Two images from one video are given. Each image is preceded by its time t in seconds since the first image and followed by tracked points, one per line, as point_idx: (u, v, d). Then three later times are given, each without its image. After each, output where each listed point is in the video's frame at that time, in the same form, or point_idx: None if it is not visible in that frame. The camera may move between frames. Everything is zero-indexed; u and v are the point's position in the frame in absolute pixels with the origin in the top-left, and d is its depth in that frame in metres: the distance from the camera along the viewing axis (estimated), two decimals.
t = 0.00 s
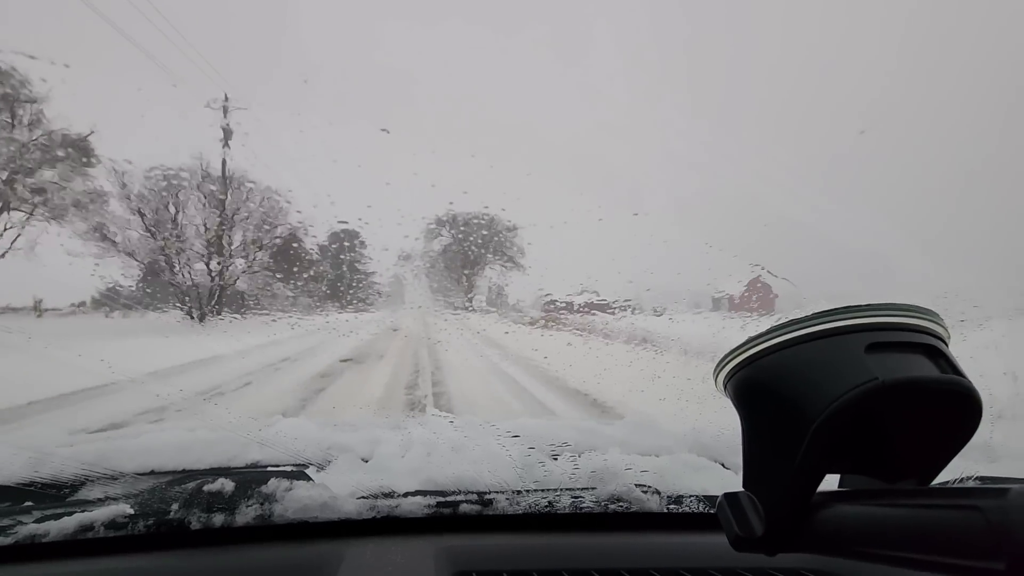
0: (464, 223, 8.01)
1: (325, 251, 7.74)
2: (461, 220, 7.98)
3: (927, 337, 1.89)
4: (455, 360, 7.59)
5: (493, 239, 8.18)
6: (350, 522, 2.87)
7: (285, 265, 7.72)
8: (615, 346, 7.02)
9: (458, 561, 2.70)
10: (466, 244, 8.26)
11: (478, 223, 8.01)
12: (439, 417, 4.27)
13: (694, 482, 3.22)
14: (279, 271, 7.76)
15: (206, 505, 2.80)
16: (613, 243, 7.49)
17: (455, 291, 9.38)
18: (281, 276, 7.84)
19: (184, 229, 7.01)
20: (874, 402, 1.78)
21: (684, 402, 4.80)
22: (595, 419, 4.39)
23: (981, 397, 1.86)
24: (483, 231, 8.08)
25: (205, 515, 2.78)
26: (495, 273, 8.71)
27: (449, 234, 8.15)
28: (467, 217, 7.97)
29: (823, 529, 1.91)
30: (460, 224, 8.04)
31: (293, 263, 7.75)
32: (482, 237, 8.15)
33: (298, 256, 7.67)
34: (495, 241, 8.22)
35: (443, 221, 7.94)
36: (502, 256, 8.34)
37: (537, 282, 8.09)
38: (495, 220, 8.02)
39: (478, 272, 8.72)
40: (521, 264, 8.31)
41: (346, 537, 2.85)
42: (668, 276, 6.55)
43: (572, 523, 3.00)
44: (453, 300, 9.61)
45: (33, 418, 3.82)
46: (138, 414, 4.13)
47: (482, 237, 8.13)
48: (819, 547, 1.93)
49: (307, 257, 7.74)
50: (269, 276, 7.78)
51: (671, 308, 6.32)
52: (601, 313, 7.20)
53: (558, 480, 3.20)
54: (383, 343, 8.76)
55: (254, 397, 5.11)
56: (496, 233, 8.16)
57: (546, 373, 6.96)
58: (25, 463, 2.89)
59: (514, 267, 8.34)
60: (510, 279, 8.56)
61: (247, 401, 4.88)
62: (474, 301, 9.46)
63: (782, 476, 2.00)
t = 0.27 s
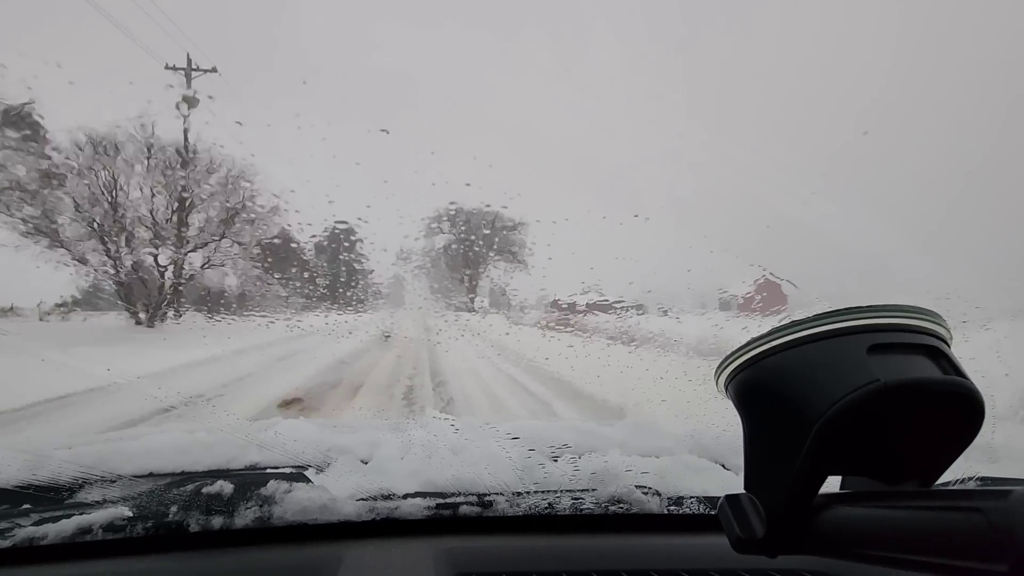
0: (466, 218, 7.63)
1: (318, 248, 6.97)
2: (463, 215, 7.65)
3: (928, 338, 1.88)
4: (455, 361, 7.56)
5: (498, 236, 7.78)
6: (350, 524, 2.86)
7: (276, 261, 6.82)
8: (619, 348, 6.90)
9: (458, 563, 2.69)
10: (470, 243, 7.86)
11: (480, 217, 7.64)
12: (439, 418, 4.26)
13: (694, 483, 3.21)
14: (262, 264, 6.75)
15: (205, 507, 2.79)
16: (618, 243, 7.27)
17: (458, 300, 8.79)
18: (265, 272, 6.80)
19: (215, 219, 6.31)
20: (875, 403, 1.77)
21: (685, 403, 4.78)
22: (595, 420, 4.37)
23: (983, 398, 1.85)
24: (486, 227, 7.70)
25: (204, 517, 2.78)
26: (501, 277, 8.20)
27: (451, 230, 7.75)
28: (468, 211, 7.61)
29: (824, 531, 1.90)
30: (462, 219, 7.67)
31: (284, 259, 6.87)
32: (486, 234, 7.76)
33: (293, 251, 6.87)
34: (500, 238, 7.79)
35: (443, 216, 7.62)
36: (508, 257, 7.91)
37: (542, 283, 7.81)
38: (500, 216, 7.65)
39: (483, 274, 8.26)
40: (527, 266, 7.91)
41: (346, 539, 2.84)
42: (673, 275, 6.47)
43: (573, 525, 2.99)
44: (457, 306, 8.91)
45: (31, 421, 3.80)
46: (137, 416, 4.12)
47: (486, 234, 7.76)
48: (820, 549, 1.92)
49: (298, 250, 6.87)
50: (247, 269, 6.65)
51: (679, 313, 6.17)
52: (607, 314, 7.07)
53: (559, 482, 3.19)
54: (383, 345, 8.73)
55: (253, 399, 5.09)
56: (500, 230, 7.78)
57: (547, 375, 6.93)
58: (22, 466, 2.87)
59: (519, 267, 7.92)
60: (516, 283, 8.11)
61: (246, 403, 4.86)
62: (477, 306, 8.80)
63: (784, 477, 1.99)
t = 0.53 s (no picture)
0: (470, 214, 7.52)
1: (314, 241, 6.93)
2: (467, 209, 7.51)
3: (930, 338, 1.87)
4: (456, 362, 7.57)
5: (501, 230, 7.71)
6: (348, 525, 2.85)
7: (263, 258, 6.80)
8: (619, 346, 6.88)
9: (457, 564, 2.68)
10: (473, 238, 7.79)
11: (484, 213, 7.53)
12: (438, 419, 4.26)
13: (694, 484, 3.20)
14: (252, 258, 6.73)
15: (202, 508, 2.78)
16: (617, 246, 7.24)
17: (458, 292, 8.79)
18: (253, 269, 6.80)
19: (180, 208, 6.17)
20: (876, 403, 1.76)
21: (686, 403, 4.78)
22: (595, 420, 4.37)
23: (985, 398, 1.84)
24: (490, 222, 7.63)
25: (202, 518, 2.77)
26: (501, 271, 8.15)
27: (454, 225, 7.65)
28: (473, 206, 7.48)
29: (825, 532, 1.89)
30: (466, 215, 7.55)
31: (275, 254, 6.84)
32: (489, 229, 7.68)
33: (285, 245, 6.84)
34: (504, 234, 7.72)
35: (448, 210, 7.42)
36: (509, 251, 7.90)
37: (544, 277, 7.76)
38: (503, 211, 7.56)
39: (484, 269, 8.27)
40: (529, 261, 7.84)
41: (345, 540, 2.83)
42: (671, 275, 6.43)
43: (572, 526, 2.97)
44: (459, 301, 8.95)
45: (29, 421, 3.80)
46: (135, 415, 4.11)
47: (489, 230, 7.68)
48: (821, 551, 1.91)
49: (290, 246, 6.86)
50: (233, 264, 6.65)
51: (686, 307, 6.08)
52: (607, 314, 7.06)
53: (558, 483, 3.18)
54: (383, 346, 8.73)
55: (252, 398, 5.09)
56: (503, 226, 7.70)
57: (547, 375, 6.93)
58: (19, 467, 2.86)
59: (523, 263, 7.86)
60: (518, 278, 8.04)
61: (246, 403, 4.87)
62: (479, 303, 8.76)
63: (784, 478, 1.98)
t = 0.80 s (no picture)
0: (474, 210, 7.43)
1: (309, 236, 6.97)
2: (471, 203, 7.36)
3: (929, 339, 1.87)
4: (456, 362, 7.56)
5: (505, 228, 7.64)
6: (348, 524, 2.85)
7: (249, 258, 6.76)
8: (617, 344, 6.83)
9: (457, 563, 2.69)
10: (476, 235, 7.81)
11: (488, 209, 7.43)
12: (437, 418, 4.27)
13: (693, 484, 3.21)
14: (240, 256, 6.69)
15: (202, 507, 2.78)
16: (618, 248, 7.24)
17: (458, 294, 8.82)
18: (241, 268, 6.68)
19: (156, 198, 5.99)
20: (876, 404, 1.77)
21: (686, 403, 4.78)
22: (595, 420, 4.37)
23: (984, 399, 1.85)
24: (494, 217, 7.54)
25: (202, 517, 2.77)
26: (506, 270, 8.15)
27: (456, 221, 7.59)
28: (478, 201, 7.33)
29: (824, 533, 1.89)
30: (469, 211, 7.45)
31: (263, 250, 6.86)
32: (493, 227, 7.65)
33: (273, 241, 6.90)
34: (509, 231, 7.68)
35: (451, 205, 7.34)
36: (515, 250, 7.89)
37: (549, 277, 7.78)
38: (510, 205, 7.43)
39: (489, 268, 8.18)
40: (536, 260, 7.83)
41: (345, 539, 2.83)
42: (671, 275, 6.43)
43: (571, 526, 2.98)
44: (461, 303, 8.94)
45: (29, 419, 3.80)
46: (136, 414, 4.11)
47: (493, 227, 7.64)
48: (820, 551, 1.92)
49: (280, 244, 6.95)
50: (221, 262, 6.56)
51: (686, 306, 6.14)
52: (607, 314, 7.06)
53: (557, 482, 3.19)
54: (383, 345, 8.73)
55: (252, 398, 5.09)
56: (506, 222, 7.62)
57: (547, 375, 6.94)
58: (18, 466, 2.86)
59: (530, 261, 7.87)
60: (520, 277, 8.11)
61: (246, 402, 4.87)
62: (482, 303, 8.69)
63: (783, 478, 1.99)
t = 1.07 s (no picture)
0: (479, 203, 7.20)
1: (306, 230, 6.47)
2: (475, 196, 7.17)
3: (929, 336, 1.87)
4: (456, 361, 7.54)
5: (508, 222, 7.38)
6: (348, 524, 2.85)
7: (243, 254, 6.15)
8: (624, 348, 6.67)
9: (457, 562, 2.69)
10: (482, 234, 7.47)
11: (493, 203, 7.18)
12: (437, 418, 4.26)
13: (693, 482, 3.20)
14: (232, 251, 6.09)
15: (202, 507, 2.79)
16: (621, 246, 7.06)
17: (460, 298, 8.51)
18: (233, 266, 6.10)
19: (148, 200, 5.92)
20: (876, 401, 1.77)
21: (686, 402, 4.77)
22: (595, 419, 4.36)
23: (984, 396, 1.85)
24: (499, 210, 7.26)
25: (203, 517, 2.77)
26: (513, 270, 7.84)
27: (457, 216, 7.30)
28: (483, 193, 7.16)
29: (824, 530, 1.90)
30: (474, 204, 7.19)
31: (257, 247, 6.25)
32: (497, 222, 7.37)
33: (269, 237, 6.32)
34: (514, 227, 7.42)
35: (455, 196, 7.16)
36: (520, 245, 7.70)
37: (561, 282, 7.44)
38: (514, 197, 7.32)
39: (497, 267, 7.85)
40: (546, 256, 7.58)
41: (346, 539, 2.84)
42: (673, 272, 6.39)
43: (572, 524, 2.98)
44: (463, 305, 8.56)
45: (28, 420, 3.80)
46: (136, 415, 4.11)
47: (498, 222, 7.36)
48: (820, 548, 1.92)
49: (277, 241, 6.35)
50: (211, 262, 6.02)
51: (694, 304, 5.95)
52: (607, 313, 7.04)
53: (557, 481, 3.19)
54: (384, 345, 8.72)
55: (252, 398, 5.09)
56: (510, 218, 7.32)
57: (547, 375, 6.92)
58: (17, 467, 2.86)
59: (538, 258, 7.56)
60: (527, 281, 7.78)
61: (246, 403, 4.86)
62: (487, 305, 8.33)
63: (784, 476, 1.99)
